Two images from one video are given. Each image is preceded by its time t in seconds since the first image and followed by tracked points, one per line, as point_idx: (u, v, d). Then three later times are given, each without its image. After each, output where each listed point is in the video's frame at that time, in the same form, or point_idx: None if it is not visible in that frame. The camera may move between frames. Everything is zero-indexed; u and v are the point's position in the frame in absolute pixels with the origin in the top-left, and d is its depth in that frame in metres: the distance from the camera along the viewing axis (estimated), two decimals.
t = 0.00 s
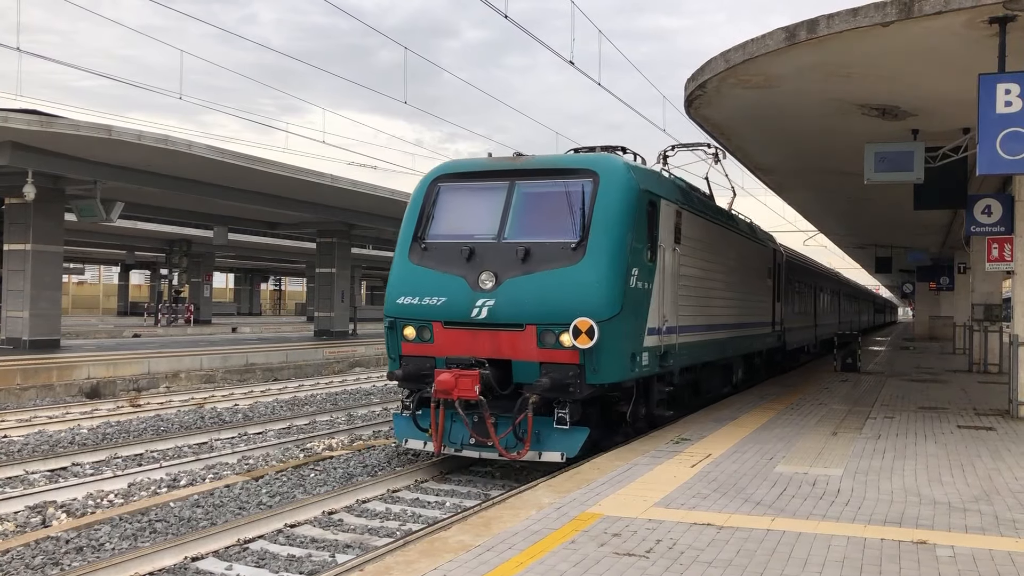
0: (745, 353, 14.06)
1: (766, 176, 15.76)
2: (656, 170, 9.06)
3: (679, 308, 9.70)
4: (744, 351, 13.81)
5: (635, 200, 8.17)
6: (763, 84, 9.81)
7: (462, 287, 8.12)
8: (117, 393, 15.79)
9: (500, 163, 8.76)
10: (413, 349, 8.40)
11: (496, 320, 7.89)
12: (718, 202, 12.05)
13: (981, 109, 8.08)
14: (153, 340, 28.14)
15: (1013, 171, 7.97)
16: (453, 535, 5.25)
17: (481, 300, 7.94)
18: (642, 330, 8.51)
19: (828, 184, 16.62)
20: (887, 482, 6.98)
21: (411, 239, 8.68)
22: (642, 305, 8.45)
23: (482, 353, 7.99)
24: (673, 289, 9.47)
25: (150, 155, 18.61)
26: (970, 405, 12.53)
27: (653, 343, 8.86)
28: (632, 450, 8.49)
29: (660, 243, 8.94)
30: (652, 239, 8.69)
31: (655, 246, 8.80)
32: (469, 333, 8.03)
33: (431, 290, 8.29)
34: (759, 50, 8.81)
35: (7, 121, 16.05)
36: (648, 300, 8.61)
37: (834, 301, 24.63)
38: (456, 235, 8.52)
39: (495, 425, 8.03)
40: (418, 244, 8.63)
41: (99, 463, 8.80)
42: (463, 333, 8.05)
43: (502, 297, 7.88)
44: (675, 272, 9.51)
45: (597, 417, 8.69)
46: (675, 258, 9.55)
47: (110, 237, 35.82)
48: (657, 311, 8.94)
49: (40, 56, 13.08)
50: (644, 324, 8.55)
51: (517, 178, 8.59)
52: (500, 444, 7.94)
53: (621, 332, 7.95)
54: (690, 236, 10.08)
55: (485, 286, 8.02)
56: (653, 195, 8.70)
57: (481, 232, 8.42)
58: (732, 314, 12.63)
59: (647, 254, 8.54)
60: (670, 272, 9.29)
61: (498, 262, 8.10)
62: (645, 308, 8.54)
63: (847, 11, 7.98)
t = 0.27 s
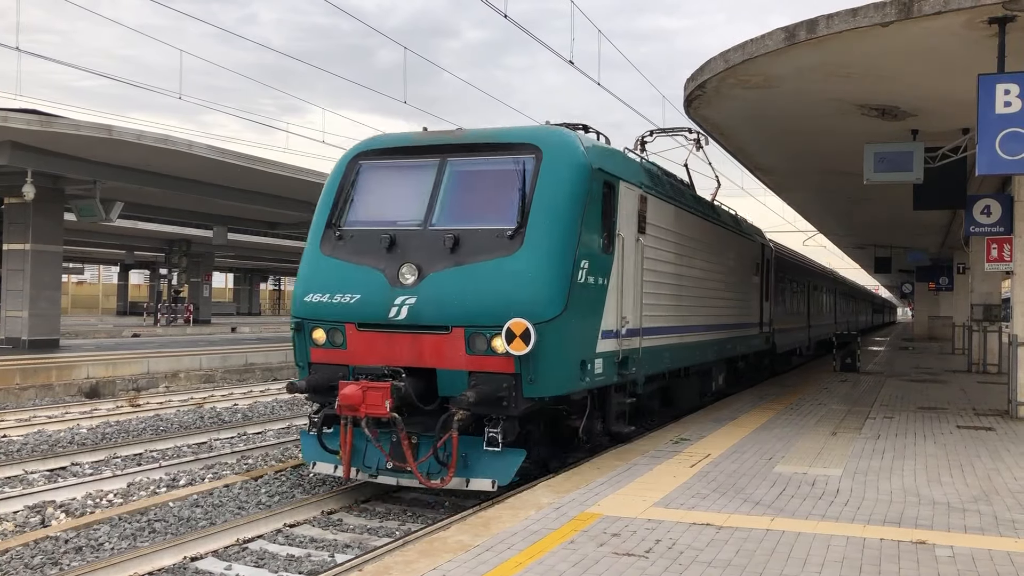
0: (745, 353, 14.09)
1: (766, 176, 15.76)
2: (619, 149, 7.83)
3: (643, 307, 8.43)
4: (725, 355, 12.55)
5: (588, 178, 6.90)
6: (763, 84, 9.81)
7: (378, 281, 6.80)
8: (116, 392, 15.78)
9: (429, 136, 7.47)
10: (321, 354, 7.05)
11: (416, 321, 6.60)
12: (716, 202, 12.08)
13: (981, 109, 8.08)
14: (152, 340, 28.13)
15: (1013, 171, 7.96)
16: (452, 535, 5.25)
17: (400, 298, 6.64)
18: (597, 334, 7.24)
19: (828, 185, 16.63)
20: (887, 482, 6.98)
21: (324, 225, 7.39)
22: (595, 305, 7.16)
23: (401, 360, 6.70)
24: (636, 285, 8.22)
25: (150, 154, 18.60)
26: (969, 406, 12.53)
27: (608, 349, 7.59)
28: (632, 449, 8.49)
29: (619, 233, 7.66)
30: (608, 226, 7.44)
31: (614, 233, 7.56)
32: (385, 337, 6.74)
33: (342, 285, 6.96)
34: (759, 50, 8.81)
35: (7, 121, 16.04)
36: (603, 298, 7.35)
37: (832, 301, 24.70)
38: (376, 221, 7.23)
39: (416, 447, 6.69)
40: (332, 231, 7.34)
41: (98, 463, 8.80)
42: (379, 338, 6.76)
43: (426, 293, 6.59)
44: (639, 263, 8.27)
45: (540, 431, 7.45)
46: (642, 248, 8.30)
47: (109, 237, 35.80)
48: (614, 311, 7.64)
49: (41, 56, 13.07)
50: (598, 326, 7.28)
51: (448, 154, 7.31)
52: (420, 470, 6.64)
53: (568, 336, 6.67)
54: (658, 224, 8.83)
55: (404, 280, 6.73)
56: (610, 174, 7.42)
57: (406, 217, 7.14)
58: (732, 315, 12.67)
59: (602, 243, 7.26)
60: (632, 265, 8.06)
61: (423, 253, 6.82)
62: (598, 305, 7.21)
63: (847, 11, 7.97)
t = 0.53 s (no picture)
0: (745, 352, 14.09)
1: (766, 176, 15.77)
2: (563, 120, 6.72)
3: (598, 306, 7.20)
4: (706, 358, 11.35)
5: (515, 146, 5.67)
6: (763, 83, 9.80)
7: (258, 272, 5.51)
8: (116, 392, 15.77)
9: (329, 98, 6.17)
10: (190, 362, 5.72)
11: (300, 323, 5.31)
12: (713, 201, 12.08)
13: (981, 108, 8.08)
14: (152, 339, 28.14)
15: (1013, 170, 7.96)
16: (452, 535, 5.24)
17: (280, 294, 5.36)
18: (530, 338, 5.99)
19: (828, 185, 16.63)
20: (887, 482, 6.98)
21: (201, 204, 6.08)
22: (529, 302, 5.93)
23: (284, 369, 5.40)
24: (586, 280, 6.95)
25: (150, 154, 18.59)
26: (969, 405, 12.53)
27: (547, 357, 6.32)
28: (632, 449, 8.49)
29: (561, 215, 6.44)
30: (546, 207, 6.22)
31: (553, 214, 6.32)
32: (264, 341, 5.44)
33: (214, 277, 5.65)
34: (759, 49, 8.80)
35: (7, 120, 16.02)
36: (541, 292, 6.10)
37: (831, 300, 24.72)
38: (263, 200, 5.96)
39: (301, 477, 5.41)
40: (209, 211, 6.04)
41: (98, 463, 8.79)
42: (257, 343, 5.46)
43: (311, 287, 5.33)
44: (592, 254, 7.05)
45: (465, 457, 6.47)
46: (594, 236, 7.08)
47: (109, 236, 35.78)
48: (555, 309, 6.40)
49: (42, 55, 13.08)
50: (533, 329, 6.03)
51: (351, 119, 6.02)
52: (303, 505, 5.35)
53: (488, 342, 5.41)
54: (619, 210, 7.69)
55: (288, 271, 5.45)
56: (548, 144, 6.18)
57: (298, 195, 5.88)
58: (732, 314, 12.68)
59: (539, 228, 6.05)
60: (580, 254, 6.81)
61: (313, 239, 5.54)
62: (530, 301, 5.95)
63: (847, 10, 7.97)
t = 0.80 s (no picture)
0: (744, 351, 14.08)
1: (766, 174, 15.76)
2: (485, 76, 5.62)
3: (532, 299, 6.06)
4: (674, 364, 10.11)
5: (405, 94, 4.48)
6: (763, 81, 9.79)
7: (66, 257, 4.28)
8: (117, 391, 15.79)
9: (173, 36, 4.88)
10: None
11: (115, 323, 4.11)
12: (707, 198, 12.12)
13: (981, 107, 8.07)
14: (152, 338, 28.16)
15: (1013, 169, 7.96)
16: (452, 533, 5.24)
17: (91, 286, 4.14)
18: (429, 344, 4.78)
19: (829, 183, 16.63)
20: (887, 480, 6.98)
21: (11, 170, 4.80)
22: (424, 298, 4.70)
23: (95, 384, 4.19)
24: (513, 274, 5.79)
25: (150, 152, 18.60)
26: (969, 404, 12.53)
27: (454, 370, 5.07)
28: (632, 447, 8.49)
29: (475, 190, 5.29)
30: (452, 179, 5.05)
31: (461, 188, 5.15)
32: (75, 347, 4.22)
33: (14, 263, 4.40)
34: (759, 47, 8.79)
35: (7, 119, 16.02)
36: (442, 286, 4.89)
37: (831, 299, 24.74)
38: (84, 165, 4.70)
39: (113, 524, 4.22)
40: (18, 179, 4.75)
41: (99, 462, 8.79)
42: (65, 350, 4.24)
43: (129, 276, 4.12)
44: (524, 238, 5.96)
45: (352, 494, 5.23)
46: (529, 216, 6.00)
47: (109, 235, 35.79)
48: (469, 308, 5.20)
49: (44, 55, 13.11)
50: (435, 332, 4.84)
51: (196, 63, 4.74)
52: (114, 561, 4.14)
53: (362, 345, 4.17)
54: (558, 186, 6.54)
55: (103, 255, 4.23)
56: (454, 98, 5.00)
57: (127, 158, 4.61)
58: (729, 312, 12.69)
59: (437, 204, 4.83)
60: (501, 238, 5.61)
61: (137, 213, 4.32)
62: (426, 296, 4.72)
63: (847, 8, 7.97)
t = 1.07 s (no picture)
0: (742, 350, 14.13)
1: (766, 172, 15.77)
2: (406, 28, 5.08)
3: (434, 289, 5.10)
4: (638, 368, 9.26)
5: (203, 10, 3.42)
6: (763, 79, 9.79)
7: None
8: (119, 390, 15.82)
9: None
10: None
11: None
12: (705, 198, 12.14)
13: (981, 105, 8.06)
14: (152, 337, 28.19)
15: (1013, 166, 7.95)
16: (453, 531, 5.24)
17: None
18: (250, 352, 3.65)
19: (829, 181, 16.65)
20: (888, 478, 6.97)
21: None
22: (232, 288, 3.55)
23: None
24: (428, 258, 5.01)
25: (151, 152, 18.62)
26: (969, 401, 12.55)
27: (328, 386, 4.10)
28: (632, 445, 8.49)
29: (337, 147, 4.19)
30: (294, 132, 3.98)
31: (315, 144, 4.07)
32: None
33: None
34: (759, 45, 8.79)
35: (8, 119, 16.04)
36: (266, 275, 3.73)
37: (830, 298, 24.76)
38: None
39: None
40: None
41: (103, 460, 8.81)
42: None
43: None
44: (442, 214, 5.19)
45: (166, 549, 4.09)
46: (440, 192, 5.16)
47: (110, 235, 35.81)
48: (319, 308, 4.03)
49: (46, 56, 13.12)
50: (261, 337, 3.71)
51: None
52: None
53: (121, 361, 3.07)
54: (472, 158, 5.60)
55: None
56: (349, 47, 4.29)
57: None
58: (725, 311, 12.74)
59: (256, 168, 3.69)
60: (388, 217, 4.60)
61: None
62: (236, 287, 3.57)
63: (847, 6, 7.96)
